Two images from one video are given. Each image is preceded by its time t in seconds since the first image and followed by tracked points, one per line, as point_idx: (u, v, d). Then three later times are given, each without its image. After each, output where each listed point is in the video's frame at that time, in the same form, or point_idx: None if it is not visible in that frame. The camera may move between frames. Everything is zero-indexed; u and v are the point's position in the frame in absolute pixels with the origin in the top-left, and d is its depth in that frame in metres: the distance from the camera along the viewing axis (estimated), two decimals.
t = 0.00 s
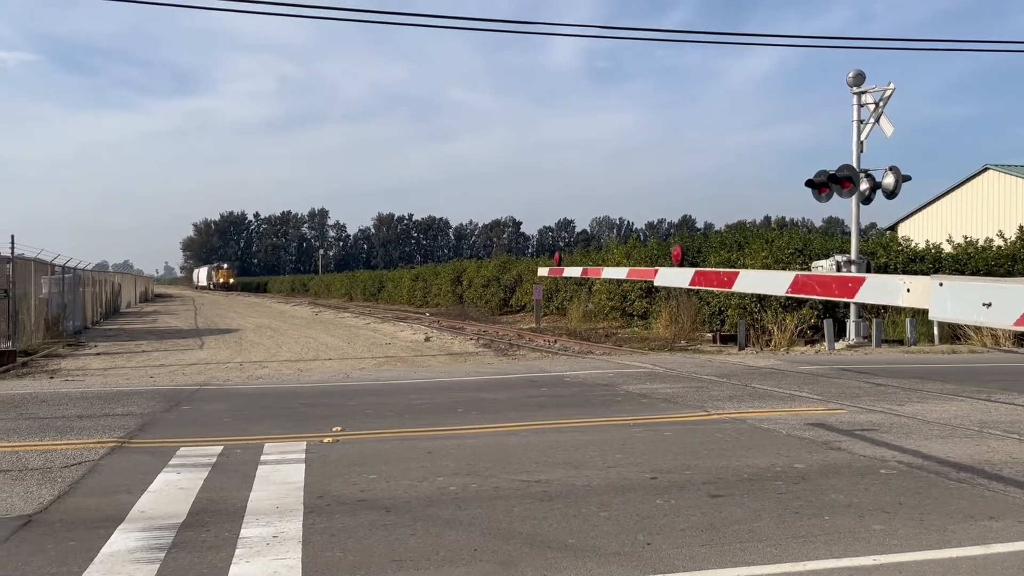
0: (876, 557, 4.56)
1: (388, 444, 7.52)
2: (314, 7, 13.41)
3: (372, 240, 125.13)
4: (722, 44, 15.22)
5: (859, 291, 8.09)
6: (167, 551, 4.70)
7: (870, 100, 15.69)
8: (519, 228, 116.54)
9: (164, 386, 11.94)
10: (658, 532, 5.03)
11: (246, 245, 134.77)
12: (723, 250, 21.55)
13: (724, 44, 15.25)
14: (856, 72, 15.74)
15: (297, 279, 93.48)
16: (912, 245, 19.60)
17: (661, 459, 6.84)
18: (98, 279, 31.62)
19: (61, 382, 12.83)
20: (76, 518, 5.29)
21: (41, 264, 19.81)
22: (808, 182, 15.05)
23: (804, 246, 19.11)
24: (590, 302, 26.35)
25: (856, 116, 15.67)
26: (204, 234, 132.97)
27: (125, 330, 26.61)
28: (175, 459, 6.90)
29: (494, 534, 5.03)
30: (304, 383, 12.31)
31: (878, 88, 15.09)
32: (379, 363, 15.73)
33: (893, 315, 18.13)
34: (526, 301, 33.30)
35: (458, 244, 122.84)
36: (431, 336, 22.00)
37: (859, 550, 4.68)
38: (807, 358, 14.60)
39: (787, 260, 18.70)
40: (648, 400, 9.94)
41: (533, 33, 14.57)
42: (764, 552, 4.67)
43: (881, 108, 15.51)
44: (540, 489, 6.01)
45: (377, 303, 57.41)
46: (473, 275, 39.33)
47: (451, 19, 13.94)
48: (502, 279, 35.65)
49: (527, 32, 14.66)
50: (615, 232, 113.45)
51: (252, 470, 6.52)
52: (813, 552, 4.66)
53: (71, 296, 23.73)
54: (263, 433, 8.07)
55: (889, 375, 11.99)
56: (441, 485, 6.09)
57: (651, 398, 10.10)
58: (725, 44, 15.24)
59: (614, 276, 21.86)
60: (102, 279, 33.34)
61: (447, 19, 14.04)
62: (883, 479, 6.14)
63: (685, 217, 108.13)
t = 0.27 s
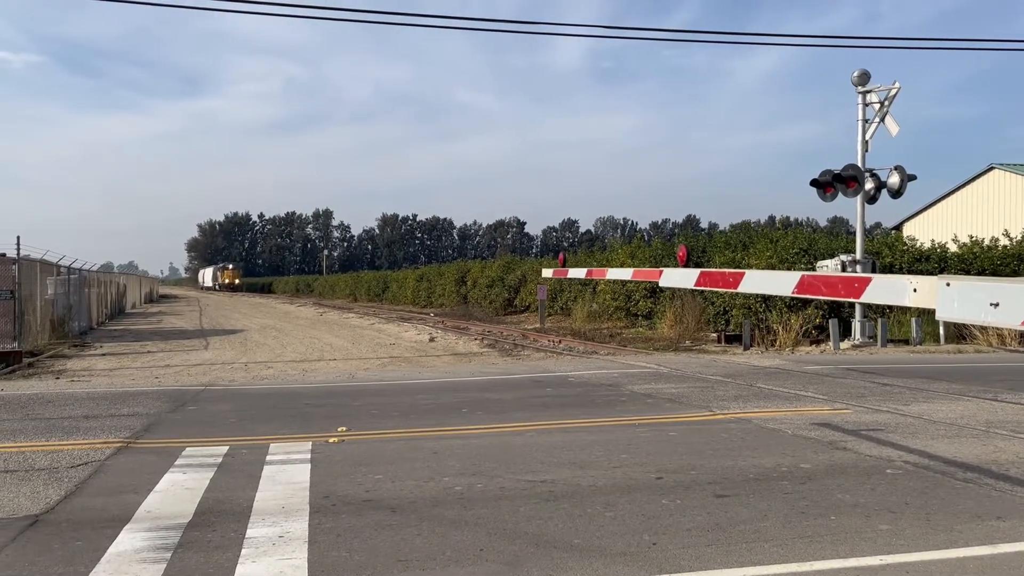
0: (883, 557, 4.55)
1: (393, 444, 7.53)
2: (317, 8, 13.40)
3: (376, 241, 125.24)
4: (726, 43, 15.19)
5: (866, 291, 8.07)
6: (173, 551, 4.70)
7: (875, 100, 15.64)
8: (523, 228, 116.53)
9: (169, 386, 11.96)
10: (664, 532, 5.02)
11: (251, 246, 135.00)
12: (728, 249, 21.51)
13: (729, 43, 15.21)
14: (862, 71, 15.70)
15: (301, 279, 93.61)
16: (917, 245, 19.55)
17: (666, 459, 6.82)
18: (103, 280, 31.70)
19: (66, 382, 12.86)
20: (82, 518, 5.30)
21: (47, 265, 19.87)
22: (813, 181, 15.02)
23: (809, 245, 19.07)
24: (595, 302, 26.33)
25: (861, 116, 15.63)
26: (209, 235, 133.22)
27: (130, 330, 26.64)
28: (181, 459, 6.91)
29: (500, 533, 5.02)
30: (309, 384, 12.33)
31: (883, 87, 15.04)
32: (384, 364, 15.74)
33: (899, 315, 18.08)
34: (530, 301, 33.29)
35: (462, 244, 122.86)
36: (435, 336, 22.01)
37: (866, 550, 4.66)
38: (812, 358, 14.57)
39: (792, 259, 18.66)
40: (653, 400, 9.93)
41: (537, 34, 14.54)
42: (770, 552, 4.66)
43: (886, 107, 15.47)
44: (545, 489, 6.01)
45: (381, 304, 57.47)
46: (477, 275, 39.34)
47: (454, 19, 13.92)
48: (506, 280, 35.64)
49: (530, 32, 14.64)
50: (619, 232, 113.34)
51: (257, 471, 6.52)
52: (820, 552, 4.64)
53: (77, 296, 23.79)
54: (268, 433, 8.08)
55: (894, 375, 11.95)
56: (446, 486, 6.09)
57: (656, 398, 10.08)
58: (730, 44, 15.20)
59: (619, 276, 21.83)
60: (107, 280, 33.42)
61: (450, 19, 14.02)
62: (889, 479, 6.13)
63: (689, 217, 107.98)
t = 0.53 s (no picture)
0: (888, 557, 4.54)
1: (397, 444, 7.53)
2: (319, 7, 13.40)
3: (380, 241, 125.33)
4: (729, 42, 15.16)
5: (870, 289, 8.05)
6: (177, 551, 4.71)
7: (879, 99, 15.60)
8: (526, 228, 116.51)
9: (173, 387, 11.98)
10: (668, 532, 5.01)
11: (255, 246, 135.22)
12: (732, 249, 21.47)
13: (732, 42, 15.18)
14: (866, 70, 15.66)
15: (305, 280, 93.73)
16: (922, 244, 19.50)
17: (670, 459, 6.81)
18: (107, 280, 31.77)
19: (71, 383, 12.89)
20: (87, 518, 5.32)
21: (52, 266, 19.95)
22: (818, 181, 14.97)
23: (814, 245, 19.03)
24: (598, 302, 26.31)
25: (865, 115, 15.59)
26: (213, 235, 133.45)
27: (135, 330, 26.69)
28: (185, 459, 6.92)
29: (503, 534, 5.02)
30: (313, 384, 12.34)
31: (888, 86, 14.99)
32: (388, 364, 15.75)
33: (903, 314, 18.04)
34: (534, 300, 33.27)
35: (466, 244, 122.88)
36: (439, 336, 22.00)
37: (871, 550, 4.65)
38: (816, 358, 14.53)
39: (796, 259, 18.62)
40: (657, 400, 9.92)
41: (540, 34, 14.53)
42: (775, 553, 4.64)
43: (890, 106, 15.42)
44: (549, 488, 6.01)
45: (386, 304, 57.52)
46: (481, 275, 39.33)
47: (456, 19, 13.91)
48: (510, 280, 35.64)
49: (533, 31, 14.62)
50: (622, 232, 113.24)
51: (262, 471, 6.53)
52: (824, 552, 4.63)
53: (81, 297, 23.85)
54: (272, 433, 8.08)
55: (899, 374, 11.92)
56: (450, 486, 6.09)
57: (660, 398, 10.07)
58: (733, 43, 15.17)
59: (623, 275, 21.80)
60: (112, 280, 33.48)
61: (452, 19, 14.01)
62: (894, 479, 6.10)
63: (693, 217, 107.86)
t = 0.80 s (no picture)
0: (891, 557, 4.53)
1: (399, 444, 7.53)
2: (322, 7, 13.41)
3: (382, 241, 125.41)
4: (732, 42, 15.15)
5: (873, 289, 8.04)
6: (180, 551, 4.71)
7: (882, 98, 15.58)
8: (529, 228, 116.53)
9: (176, 387, 11.99)
10: (670, 532, 5.01)
11: (257, 246, 135.34)
12: (735, 249, 21.45)
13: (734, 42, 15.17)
14: (868, 70, 15.65)
15: (307, 280, 93.80)
16: (925, 244, 19.46)
17: (673, 459, 6.81)
18: (110, 281, 31.82)
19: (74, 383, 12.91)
20: (90, 518, 5.32)
21: (55, 266, 19.99)
22: (820, 181, 14.95)
23: (816, 245, 19.01)
24: (601, 302, 26.30)
25: (867, 114, 15.57)
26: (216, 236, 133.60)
27: (138, 331, 26.72)
28: (188, 459, 6.93)
29: (506, 533, 5.02)
30: (316, 384, 12.35)
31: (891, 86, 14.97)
32: (391, 364, 15.77)
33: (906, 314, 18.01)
34: (537, 301, 33.28)
35: (468, 244, 122.92)
36: (442, 336, 22.01)
37: (874, 550, 4.64)
38: (819, 358, 14.50)
39: (799, 259, 18.60)
40: (660, 400, 9.91)
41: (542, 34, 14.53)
42: (778, 553, 4.64)
43: (893, 106, 15.40)
44: (552, 489, 6.00)
45: (388, 304, 57.56)
46: (483, 275, 39.35)
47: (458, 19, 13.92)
48: (512, 280, 35.64)
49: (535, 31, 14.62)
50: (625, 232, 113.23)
51: (264, 471, 6.53)
52: (827, 552, 4.62)
53: (84, 297, 23.88)
54: (275, 433, 8.09)
55: (902, 374, 11.90)
56: (453, 486, 6.09)
57: (663, 398, 10.07)
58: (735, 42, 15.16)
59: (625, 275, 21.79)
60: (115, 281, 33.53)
61: (454, 19, 14.02)
62: (897, 479, 6.09)
63: (696, 217, 107.86)
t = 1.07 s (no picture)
0: (892, 557, 4.53)
1: (400, 444, 7.53)
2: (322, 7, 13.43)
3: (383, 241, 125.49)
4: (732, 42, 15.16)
5: (874, 289, 8.04)
6: (181, 550, 4.72)
7: (883, 98, 15.58)
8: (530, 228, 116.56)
9: (177, 387, 12.00)
10: (671, 533, 5.01)
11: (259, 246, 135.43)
12: (736, 249, 21.45)
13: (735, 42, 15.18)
14: (870, 70, 15.65)
15: (308, 280, 93.85)
16: (926, 245, 19.45)
17: (674, 459, 6.81)
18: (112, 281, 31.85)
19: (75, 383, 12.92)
20: (91, 518, 5.33)
21: (57, 267, 20.01)
22: (821, 181, 14.95)
23: (817, 245, 19.01)
24: (602, 302, 26.30)
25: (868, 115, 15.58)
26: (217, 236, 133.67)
27: (140, 331, 26.74)
28: (189, 459, 6.93)
29: (506, 534, 5.02)
30: (317, 384, 12.36)
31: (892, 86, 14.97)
32: (392, 364, 15.78)
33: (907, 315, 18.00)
34: (537, 301, 33.29)
35: (469, 244, 122.96)
36: (443, 337, 22.02)
37: (874, 550, 4.64)
38: (820, 358, 14.49)
39: (800, 259, 18.59)
40: (661, 401, 9.92)
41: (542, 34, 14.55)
42: (779, 553, 4.64)
43: (894, 106, 15.40)
44: (552, 489, 6.00)
45: (389, 304, 57.60)
46: (484, 275, 39.38)
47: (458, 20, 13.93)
48: (513, 280, 35.66)
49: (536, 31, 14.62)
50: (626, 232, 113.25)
51: (265, 471, 6.54)
52: (827, 553, 4.62)
53: (86, 297, 23.90)
54: (275, 434, 8.09)
55: (903, 375, 11.90)
56: (454, 486, 6.09)
57: (663, 398, 10.07)
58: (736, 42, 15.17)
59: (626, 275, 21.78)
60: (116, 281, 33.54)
61: (454, 19, 14.03)
62: (898, 479, 6.09)
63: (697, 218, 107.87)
